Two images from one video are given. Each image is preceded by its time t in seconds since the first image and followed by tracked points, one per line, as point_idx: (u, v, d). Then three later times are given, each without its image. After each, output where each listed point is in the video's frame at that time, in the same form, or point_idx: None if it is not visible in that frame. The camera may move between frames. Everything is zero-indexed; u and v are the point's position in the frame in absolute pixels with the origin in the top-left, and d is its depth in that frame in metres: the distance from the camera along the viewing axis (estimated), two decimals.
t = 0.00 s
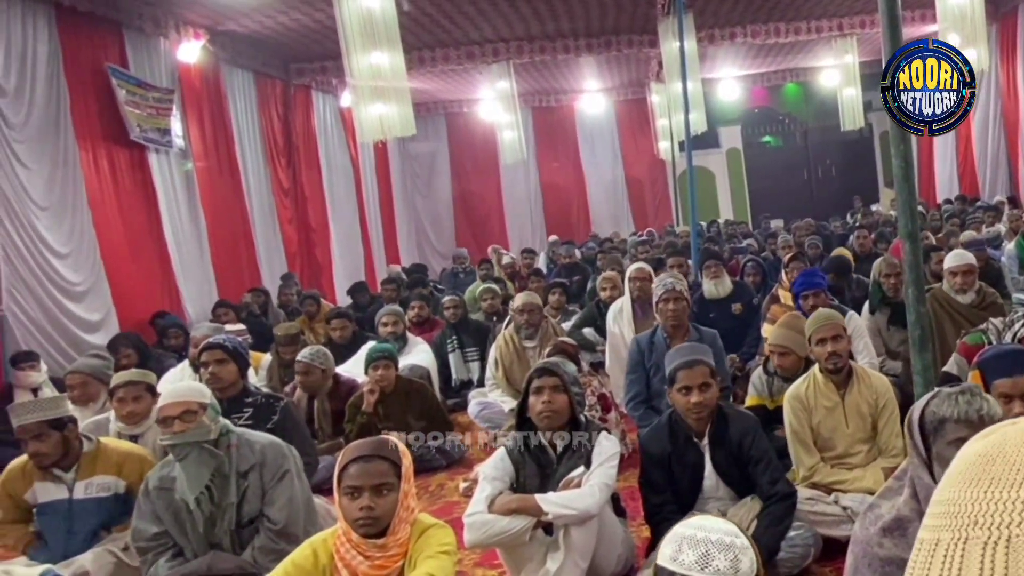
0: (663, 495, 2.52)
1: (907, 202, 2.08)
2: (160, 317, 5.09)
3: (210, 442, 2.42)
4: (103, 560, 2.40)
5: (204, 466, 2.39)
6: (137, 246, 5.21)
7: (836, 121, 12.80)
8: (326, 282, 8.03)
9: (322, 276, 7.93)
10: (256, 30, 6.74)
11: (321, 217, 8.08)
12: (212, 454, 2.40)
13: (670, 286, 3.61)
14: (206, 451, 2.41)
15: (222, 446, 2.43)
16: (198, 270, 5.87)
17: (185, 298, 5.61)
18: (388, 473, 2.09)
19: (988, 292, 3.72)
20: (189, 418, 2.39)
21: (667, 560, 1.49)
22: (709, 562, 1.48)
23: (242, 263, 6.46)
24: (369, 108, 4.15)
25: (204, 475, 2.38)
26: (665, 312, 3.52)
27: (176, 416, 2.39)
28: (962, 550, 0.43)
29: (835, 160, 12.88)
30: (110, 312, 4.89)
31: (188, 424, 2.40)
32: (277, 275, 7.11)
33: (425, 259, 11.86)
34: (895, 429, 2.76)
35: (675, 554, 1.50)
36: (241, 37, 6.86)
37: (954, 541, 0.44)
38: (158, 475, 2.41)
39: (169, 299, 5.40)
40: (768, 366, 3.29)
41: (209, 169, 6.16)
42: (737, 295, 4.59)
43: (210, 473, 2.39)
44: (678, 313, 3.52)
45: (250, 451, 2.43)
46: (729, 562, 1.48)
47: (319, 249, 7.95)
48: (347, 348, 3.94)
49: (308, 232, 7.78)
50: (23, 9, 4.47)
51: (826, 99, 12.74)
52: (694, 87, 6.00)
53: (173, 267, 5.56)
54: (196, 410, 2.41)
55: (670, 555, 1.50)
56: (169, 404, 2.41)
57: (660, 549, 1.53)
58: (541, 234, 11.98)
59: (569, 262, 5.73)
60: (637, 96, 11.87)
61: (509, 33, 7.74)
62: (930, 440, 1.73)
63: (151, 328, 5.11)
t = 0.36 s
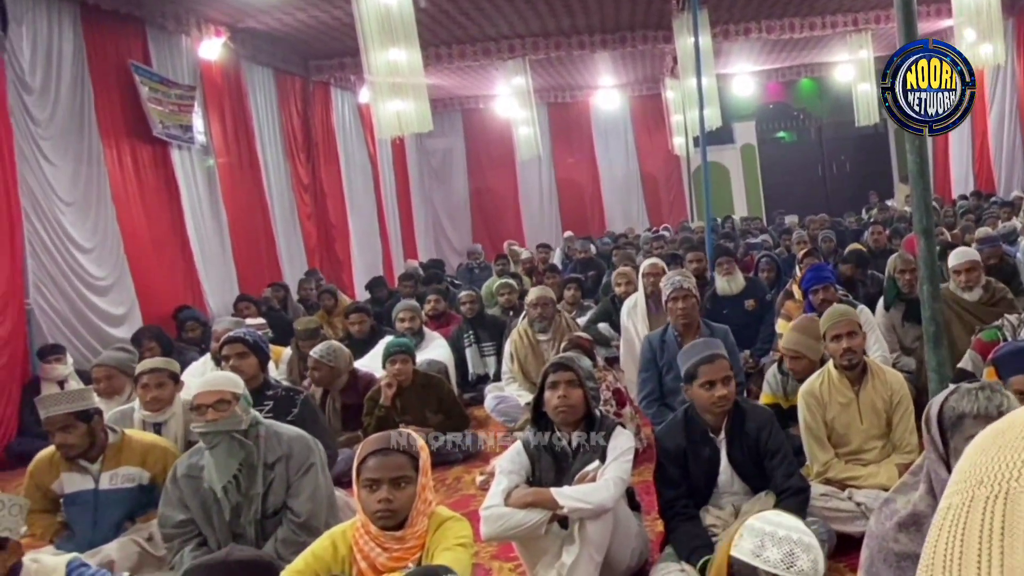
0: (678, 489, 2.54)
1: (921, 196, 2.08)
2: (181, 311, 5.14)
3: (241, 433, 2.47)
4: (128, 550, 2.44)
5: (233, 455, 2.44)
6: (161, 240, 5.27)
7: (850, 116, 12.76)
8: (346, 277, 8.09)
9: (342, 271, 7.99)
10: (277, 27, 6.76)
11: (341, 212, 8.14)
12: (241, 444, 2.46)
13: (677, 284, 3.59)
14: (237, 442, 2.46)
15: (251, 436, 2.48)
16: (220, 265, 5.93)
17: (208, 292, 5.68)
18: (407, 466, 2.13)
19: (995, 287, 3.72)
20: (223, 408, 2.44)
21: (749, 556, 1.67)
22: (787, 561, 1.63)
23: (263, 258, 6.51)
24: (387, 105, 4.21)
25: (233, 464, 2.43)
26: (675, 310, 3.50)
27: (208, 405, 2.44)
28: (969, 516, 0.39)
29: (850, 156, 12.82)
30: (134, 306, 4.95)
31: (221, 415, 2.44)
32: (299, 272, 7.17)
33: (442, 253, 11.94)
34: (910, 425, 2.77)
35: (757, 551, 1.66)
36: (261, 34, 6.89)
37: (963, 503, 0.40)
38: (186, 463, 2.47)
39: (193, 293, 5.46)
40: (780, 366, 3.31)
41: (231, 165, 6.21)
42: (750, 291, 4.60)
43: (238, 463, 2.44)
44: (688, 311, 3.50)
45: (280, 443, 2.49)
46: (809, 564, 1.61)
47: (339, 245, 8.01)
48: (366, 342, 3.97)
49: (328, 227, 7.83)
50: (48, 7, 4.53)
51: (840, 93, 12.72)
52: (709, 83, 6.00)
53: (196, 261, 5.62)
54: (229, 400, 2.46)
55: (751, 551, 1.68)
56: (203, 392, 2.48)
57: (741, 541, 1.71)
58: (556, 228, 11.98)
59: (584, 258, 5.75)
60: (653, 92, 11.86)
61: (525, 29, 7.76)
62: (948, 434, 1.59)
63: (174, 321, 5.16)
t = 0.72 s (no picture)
0: (695, 480, 2.53)
1: (935, 191, 2.10)
2: (201, 304, 5.17)
3: (265, 423, 2.51)
4: (151, 538, 2.47)
5: (257, 442, 2.49)
6: (183, 234, 5.32)
7: (864, 110, 12.70)
8: (364, 270, 8.12)
9: (360, 265, 8.03)
10: (296, 22, 6.79)
11: (358, 206, 8.17)
12: (264, 433, 2.50)
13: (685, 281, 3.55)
14: (261, 431, 2.50)
15: (275, 426, 2.52)
16: (240, 258, 5.97)
17: (228, 285, 5.72)
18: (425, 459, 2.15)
19: (1000, 281, 3.72)
20: (250, 397, 2.50)
21: None
22: None
23: (282, 251, 6.56)
24: (403, 100, 4.24)
25: (258, 452, 2.47)
26: (682, 308, 3.50)
27: (234, 393, 2.50)
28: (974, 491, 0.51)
29: (864, 150, 12.77)
30: (156, 298, 5.00)
31: (247, 404, 2.49)
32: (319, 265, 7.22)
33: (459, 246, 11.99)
34: (923, 419, 2.78)
35: None
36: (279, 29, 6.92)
37: (973, 484, 0.51)
38: (211, 451, 2.51)
39: (213, 286, 5.51)
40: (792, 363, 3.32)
41: (250, 159, 6.25)
42: (765, 285, 4.60)
43: (263, 451, 2.48)
44: (695, 308, 3.49)
45: (303, 433, 2.54)
46: None
47: (357, 238, 8.04)
48: (383, 335, 4.00)
49: (346, 220, 7.87)
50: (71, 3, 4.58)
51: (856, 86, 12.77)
52: (722, 76, 6.00)
53: (216, 255, 5.66)
54: (256, 390, 2.52)
55: None
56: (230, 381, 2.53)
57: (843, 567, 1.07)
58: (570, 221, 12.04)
59: (598, 252, 5.76)
60: (667, 86, 11.82)
61: (540, 24, 7.77)
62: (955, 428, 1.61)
63: (194, 313, 5.20)
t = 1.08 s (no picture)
0: (710, 463, 2.55)
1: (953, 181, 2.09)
2: (225, 291, 5.22)
3: (284, 409, 2.55)
4: (177, 522, 2.51)
5: (274, 429, 2.52)
6: (206, 222, 5.37)
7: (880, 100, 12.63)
8: (384, 259, 8.17)
9: (380, 253, 8.07)
10: (316, 13, 6.81)
11: (377, 195, 8.20)
12: (282, 419, 2.54)
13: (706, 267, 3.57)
14: (280, 418, 2.54)
15: (294, 413, 2.56)
16: (262, 247, 6.02)
17: (250, 273, 5.78)
18: (443, 450, 2.18)
19: (1018, 271, 3.71)
20: (267, 384, 2.53)
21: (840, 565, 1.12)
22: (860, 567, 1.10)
23: (302, 240, 6.60)
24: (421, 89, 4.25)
25: (278, 439, 2.51)
26: (704, 295, 3.51)
27: (253, 380, 2.53)
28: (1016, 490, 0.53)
29: (880, 140, 12.69)
30: (180, 286, 5.06)
31: (265, 391, 2.52)
32: (339, 254, 7.28)
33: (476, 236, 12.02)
34: (938, 410, 2.78)
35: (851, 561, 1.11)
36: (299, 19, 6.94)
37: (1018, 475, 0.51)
38: (232, 437, 2.54)
39: (236, 274, 5.57)
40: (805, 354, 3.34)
41: (270, 149, 6.29)
42: (781, 274, 4.60)
43: (282, 438, 2.52)
44: (716, 295, 3.50)
45: (320, 421, 2.57)
46: None
47: (377, 227, 8.08)
48: (401, 323, 4.03)
49: (365, 209, 7.91)
50: None
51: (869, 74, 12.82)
52: (738, 66, 5.98)
53: (239, 243, 5.72)
54: (274, 376, 2.54)
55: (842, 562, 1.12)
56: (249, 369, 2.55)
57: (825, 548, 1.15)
58: (583, 214, 12.06)
59: (614, 241, 5.77)
60: (682, 76, 11.75)
61: (557, 13, 7.76)
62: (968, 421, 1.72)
63: (218, 300, 5.26)
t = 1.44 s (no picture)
0: (730, 435, 2.57)
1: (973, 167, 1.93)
2: (251, 278, 5.27)
3: (300, 396, 2.55)
4: (205, 503, 2.54)
5: (290, 415, 2.53)
6: (231, 209, 5.43)
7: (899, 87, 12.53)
8: (407, 246, 8.23)
9: (403, 240, 8.13)
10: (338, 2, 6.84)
11: (399, 182, 8.24)
12: (300, 406, 2.54)
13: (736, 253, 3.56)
14: (296, 404, 2.54)
15: (310, 399, 2.56)
16: (287, 233, 6.08)
17: (275, 260, 5.84)
18: (463, 438, 2.20)
19: None
20: (281, 371, 2.53)
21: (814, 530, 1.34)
22: (859, 542, 1.30)
23: (327, 227, 6.67)
24: (442, 77, 4.26)
25: (295, 424, 2.52)
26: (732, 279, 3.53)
27: (265, 368, 2.53)
28: None
29: (898, 128, 12.60)
30: (207, 272, 5.13)
31: (278, 380, 2.53)
32: (364, 239, 7.34)
33: (495, 224, 12.05)
34: (955, 399, 2.78)
35: (822, 525, 1.33)
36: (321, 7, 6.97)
37: None
38: (253, 423, 2.55)
39: (261, 260, 5.63)
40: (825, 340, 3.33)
41: (294, 137, 6.33)
42: (801, 261, 4.59)
43: (300, 424, 2.52)
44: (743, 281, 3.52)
45: (337, 406, 2.57)
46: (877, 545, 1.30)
47: (399, 214, 8.14)
48: (423, 309, 4.07)
49: (387, 196, 7.96)
50: None
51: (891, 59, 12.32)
52: (757, 53, 5.97)
53: (264, 230, 5.78)
54: (287, 363, 2.55)
55: (816, 525, 1.35)
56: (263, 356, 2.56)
57: (806, 511, 1.37)
58: (602, 201, 12.09)
59: (633, 229, 5.78)
60: (700, 63, 11.67)
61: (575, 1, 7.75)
62: (992, 411, 1.56)
63: (244, 287, 5.33)
